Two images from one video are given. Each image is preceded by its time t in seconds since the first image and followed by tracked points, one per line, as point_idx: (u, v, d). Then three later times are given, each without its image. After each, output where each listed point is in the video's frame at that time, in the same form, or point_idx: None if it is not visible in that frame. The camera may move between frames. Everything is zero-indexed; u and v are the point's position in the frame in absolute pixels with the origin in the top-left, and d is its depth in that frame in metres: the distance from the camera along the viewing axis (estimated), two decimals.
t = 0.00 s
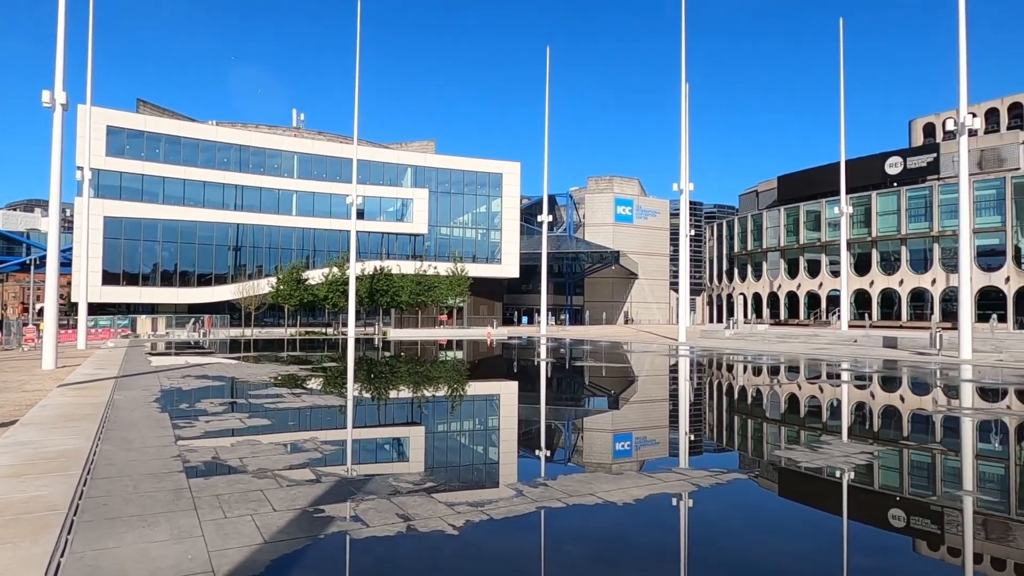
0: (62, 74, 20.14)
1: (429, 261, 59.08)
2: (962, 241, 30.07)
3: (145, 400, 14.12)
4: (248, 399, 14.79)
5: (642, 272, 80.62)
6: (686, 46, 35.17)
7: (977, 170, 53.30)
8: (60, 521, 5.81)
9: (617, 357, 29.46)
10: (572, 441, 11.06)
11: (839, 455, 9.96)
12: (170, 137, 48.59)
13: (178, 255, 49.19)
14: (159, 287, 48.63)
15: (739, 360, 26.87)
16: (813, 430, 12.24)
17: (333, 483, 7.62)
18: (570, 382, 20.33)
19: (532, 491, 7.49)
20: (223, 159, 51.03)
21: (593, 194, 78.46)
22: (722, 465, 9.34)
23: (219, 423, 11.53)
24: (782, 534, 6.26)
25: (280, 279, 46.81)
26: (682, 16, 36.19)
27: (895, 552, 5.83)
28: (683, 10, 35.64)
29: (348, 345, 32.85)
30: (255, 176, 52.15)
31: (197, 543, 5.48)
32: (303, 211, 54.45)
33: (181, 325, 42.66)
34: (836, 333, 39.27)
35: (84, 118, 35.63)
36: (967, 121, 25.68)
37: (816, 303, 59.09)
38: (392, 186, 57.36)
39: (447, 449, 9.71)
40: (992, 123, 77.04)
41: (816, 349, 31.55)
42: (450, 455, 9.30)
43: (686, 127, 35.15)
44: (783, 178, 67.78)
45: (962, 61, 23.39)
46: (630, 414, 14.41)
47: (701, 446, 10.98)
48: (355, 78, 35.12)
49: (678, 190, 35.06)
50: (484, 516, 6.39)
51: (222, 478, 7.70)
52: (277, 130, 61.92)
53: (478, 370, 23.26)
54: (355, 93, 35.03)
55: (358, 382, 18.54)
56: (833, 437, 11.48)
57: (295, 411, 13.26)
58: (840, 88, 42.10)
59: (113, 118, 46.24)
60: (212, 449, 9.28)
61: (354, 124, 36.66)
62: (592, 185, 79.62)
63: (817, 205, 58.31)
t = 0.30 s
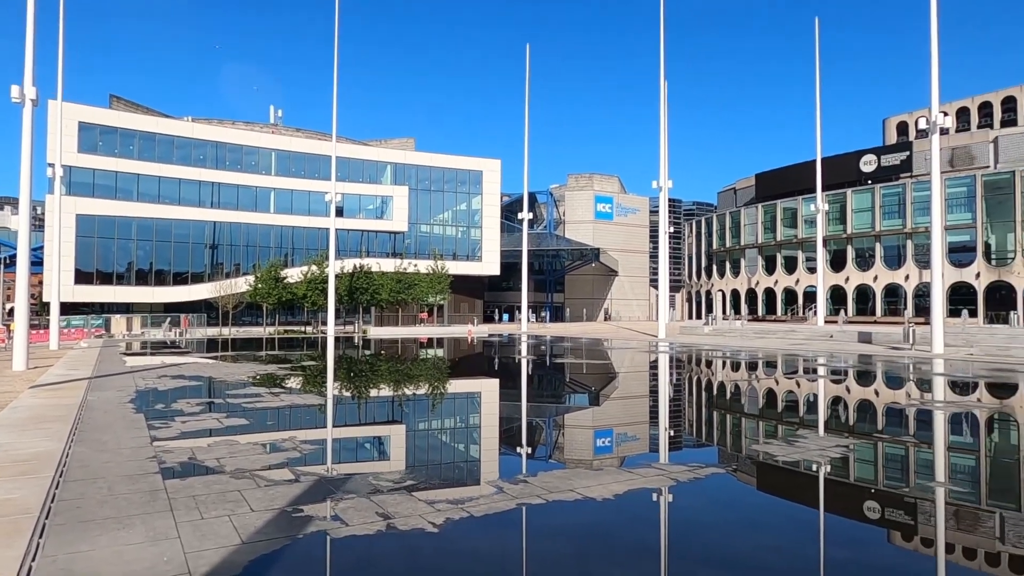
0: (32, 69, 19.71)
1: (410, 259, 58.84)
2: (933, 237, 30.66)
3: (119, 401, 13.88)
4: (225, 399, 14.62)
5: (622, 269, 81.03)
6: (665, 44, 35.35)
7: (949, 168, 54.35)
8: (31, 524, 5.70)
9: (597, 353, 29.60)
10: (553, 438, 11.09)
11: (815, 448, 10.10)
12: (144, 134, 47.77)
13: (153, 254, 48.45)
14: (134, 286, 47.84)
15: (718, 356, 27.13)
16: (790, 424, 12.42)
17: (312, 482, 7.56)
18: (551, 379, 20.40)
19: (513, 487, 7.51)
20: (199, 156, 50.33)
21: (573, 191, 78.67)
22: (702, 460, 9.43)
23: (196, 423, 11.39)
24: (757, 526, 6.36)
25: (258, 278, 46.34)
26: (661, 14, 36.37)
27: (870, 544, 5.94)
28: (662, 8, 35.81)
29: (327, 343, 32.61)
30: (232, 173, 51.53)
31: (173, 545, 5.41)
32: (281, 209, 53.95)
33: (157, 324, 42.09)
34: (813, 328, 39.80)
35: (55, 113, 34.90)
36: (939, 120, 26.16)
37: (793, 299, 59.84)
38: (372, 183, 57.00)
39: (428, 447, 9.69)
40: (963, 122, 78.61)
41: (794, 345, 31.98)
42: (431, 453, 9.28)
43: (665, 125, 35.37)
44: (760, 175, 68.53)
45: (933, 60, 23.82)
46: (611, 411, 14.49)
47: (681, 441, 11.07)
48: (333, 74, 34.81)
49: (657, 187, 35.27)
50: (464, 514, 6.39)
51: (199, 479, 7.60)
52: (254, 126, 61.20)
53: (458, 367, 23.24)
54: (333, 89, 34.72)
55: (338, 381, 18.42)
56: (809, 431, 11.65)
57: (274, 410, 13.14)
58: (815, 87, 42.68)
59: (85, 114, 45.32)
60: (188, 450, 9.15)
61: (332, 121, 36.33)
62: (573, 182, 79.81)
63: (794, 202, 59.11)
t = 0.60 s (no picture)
0: None
1: (388, 253, 58.50)
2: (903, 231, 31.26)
3: (90, 399, 13.63)
4: (200, 396, 14.44)
5: (600, 263, 81.41)
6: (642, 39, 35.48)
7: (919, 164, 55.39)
8: None
9: (576, 347, 29.75)
10: (532, 432, 11.13)
11: (789, 439, 10.27)
12: (115, 126, 46.73)
13: (125, 249, 47.56)
14: (105, 282, 46.88)
15: (694, 349, 27.42)
16: (765, 416, 12.60)
17: (289, 478, 7.51)
18: (529, 373, 20.48)
19: (491, 481, 7.53)
20: (172, 150, 49.45)
21: (551, 186, 78.78)
22: (679, 452, 9.52)
23: (170, 421, 11.22)
24: (732, 516, 6.45)
25: (233, 273, 45.69)
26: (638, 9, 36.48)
27: (841, 532, 6.07)
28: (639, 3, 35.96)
29: (305, 339, 32.31)
30: (206, 166, 50.74)
31: (146, 543, 5.34)
32: (257, 203, 53.31)
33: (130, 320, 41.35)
34: (787, 321, 40.39)
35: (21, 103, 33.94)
36: (909, 116, 26.64)
37: (768, 293, 60.61)
38: (349, 178, 56.52)
39: (407, 442, 9.66)
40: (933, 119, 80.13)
41: (768, 337, 32.43)
42: (410, 448, 9.26)
43: (643, 119, 35.55)
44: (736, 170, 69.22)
45: (904, 58, 24.23)
46: (589, 404, 14.58)
47: (659, 434, 11.17)
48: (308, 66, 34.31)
49: (635, 182, 35.46)
50: (441, 508, 6.39)
51: (173, 477, 7.50)
52: (228, 119, 60.28)
53: (437, 362, 23.20)
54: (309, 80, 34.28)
55: (316, 376, 18.29)
56: (783, 423, 11.84)
57: (250, 407, 13.01)
58: (791, 85, 43.17)
59: (53, 106, 44.13)
60: (161, 448, 9.02)
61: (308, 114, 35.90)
62: (551, 177, 79.93)
63: (769, 197, 59.85)
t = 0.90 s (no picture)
0: None
1: (364, 252, 58.09)
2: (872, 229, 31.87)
3: (58, 402, 13.34)
4: (173, 398, 14.20)
5: (577, 261, 81.70)
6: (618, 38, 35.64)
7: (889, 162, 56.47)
8: None
9: (553, 345, 29.83)
10: (510, 430, 11.14)
11: (762, 434, 10.43)
12: (82, 124, 45.66)
13: (94, 249, 46.63)
14: (73, 283, 45.96)
15: (670, 346, 27.66)
16: (741, 412, 12.76)
17: (264, 480, 7.44)
18: (507, 372, 20.49)
19: (468, 479, 7.52)
20: (142, 148, 48.51)
21: (528, 184, 78.87)
22: (655, 448, 9.61)
23: (141, 423, 11.02)
24: (707, 511, 6.53)
25: (206, 273, 45.01)
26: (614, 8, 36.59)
27: (814, 524, 6.19)
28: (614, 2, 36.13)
29: (280, 340, 31.92)
30: (178, 165, 49.89)
31: (118, 548, 5.25)
32: (230, 202, 52.58)
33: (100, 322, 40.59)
34: (761, 318, 40.90)
35: None
36: (879, 116, 27.15)
37: (743, 290, 61.38)
38: (324, 176, 55.99)
39: (385, 442, 9.62)
40: (902, 119, 81.72)
41: (743, 334, 32.84)
42: (388, 448, 9.21)
43: (618, 118, 35.74)
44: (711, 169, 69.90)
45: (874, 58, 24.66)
46: (567, 402, 14.63)
47: (636, 431, 11.25)
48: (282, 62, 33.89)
49: (611, 180, 35.63)
50: (418, 508, 6.36)
51: (145, 480, 7.38)
52: (200, 116, 59.35)
53: (414, 361, 23.13)
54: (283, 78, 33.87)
55: (292, 377, 18.12)
56: (757, 418, 12.00)
57: (225, 408, 12.84)
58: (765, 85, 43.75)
59: (18, 102, 42.94)
60: (133, 451, 8.86)
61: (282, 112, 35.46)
62: (527, 175, 79.97)
63: (743, 195, 60.61)
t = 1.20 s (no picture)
0: None
1: (339, 252, 57.59)
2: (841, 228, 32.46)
3: (23, 406, 13.02)
4: (143, 400, 13.95)
5: (554, 260, 81.90)
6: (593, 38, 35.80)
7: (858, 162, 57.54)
8: None
9: (530, 344, 29.88)
10: (488, 429, 11.12)
11: (736, 430, 10.56)
12: (48, 120, 44.55)
13: (61, 248, 45.59)
14: (39, 284, 44.88)
15: (646, 344, 27.87)
16: (716, 409, 12.90)
17: (236, 482, 7.34)
18: (484, 371, 20.45)
19: (444, 479, 7.50)
20: (111, 145, 47.51)
21: (504, 183, 78.88)
22: (631, 445, 9.68)
23: (110, 427, 10.81)
24: (682, 506, 6.60)
25: (178, 273, 44.23)
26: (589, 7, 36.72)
27: (787, 518, 6.28)
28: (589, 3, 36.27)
29: (254, 341, 31.44)
30: (148, 163, 48.96)
31: (86, 554, 5.14)
32: (202, 201, 51.77)
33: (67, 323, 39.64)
34: (735, 316, 41.37)
35: None
36: (848, 117, 27.65)
37: (717, 288, 62.06)
38: (298, 175, 55.40)
39: (362, 442, 9.55)
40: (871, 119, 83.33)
41: (718, 331, 33.23)
42: (364, 448, 9.15)
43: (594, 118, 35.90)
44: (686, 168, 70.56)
45: (843, 60, 25.10)
46: (544, 400, 14.68)
47: (613, 429, 11.32)
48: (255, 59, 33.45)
49: (587, 180, 35.77)
50: (394, 508, 6.33)
51: (114, 484, 7.24)
52: (170, 114, 58.32)
53: (390, 361, 22.97)
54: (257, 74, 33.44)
55: (266, 378, 17.91)
56: (731, 414, 12.15)
57: (197, 410, 12.63)
58: (738, 85, 44.30)
59: None
60: (101, 455, 8.68)
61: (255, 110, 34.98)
62: (504, 174, 79.93)
63: (717, 195, 61.33)
